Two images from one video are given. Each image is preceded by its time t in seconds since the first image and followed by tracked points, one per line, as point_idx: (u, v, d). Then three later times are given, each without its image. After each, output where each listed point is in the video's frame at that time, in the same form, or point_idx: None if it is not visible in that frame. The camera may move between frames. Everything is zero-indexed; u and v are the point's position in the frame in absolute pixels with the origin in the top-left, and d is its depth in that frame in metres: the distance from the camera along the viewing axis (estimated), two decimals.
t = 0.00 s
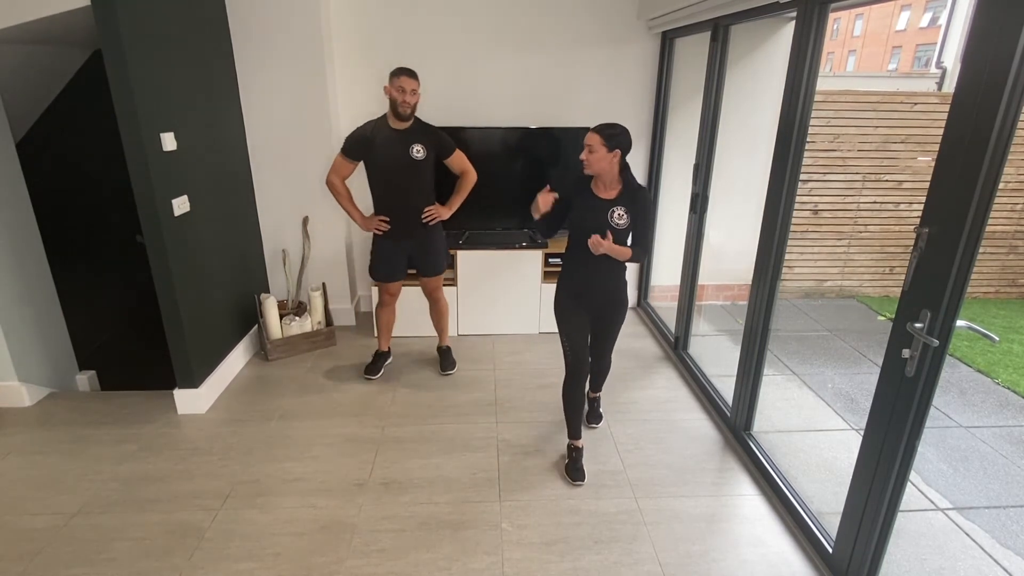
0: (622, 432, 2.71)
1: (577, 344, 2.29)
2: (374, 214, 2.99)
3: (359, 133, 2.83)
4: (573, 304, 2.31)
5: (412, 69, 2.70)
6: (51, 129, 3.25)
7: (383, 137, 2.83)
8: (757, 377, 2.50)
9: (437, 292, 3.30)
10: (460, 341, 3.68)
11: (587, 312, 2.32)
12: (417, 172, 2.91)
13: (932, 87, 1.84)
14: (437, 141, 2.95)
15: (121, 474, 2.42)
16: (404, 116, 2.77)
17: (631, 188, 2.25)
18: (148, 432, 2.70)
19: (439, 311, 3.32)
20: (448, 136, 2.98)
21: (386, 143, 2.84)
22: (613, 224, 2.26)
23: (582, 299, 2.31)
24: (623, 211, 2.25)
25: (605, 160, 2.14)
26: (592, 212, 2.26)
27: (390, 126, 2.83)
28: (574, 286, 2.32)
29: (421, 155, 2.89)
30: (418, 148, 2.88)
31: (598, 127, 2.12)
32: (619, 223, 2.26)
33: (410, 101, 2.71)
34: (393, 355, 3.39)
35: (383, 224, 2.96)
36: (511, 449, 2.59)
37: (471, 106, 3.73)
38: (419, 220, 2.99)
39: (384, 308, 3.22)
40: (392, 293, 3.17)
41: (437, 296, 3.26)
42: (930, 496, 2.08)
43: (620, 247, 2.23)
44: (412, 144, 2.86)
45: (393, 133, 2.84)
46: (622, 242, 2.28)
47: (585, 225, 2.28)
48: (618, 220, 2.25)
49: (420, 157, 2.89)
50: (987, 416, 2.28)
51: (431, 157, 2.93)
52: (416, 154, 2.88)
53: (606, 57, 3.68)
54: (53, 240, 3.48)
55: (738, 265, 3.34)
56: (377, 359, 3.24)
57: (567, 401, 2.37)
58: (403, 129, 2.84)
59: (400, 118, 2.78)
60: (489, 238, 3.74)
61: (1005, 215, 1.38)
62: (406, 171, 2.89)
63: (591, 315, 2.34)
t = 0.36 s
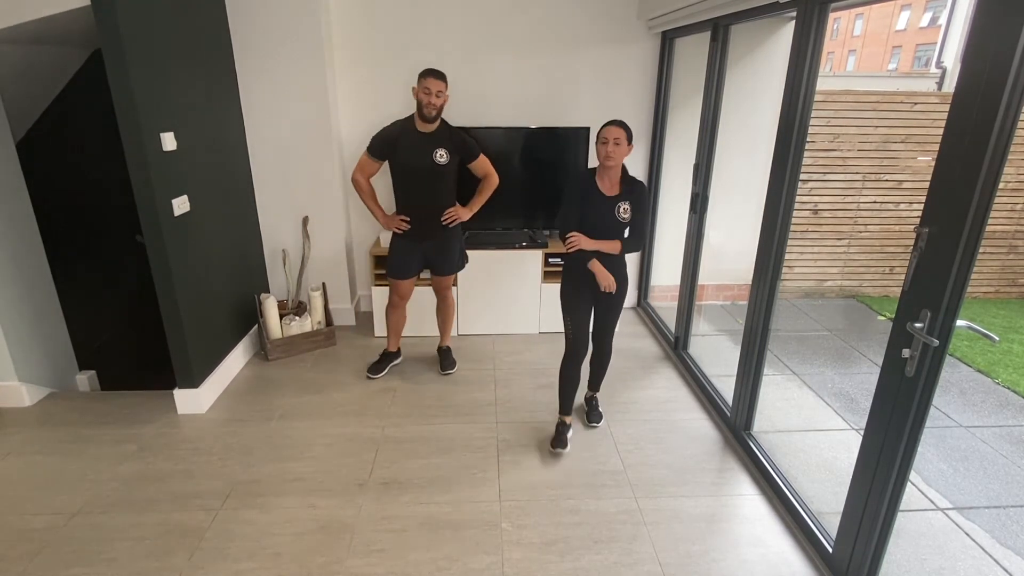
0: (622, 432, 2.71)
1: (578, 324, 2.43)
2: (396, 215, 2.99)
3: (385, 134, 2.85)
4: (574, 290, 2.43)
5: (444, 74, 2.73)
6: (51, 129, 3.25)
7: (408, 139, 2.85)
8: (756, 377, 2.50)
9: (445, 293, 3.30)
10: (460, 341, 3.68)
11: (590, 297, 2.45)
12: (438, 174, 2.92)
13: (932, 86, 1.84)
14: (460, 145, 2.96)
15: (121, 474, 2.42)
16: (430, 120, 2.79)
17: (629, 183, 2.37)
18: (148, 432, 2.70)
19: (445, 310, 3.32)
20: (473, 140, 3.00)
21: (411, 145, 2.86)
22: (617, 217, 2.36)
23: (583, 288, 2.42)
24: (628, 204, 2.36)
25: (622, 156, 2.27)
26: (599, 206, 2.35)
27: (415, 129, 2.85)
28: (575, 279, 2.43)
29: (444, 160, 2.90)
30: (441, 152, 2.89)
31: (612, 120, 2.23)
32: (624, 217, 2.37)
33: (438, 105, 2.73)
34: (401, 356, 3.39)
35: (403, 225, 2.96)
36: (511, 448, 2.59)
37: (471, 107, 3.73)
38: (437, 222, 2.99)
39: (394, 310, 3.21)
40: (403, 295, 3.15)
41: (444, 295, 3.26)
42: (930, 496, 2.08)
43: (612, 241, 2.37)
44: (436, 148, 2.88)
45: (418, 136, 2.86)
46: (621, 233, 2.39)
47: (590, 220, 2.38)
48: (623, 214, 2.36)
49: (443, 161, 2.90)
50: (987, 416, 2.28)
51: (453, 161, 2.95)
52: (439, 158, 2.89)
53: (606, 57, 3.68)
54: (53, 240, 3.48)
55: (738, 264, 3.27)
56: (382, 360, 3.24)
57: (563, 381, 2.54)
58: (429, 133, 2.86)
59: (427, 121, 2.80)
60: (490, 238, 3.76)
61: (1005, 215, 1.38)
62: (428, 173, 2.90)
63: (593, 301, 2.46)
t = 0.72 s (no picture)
0: (622, 432, 2.71)
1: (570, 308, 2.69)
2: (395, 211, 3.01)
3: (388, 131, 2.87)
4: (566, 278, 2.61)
5: (448, 77, 2.71)
6: (51, 129, 3.25)
7: (407, 139, 2.85)
8: (756, 377, 2.50)
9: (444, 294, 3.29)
10: (460, 341, 3.68)
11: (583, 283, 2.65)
12: (436, 176, 2.91)
13: (932, 86, 1.84)
14: (462, 148, 2.94)
15: (121, 474, 2.42)
16: (430, 123, 2.79)
17: (619, 180, 2.53)
18: (148, 432, 2.70)
19: (444, 310, 3.31)
20: (476, 144, 2.95)
21: (410, 145, 2.86)
22: (609, 212, 2.51)
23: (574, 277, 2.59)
24: (619, 201, 2.51)
25: (616, 154, 2.43)
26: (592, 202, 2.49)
27: (416, 130, 2.85)
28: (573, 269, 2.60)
29: (442, 163, 2.89)
30: (440, 155, 2.88)
31: (607, 120, 2.39)
32: (614, 212, 2.52)
33: (438, 108, 2.73)
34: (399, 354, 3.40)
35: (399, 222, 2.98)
36: (511, 448, 2.59)
37: (471, 107, 3.72)
38: (432, 222, 2.98)
39: (391, 304, 3.20)
40: (399, 291, 3.16)
41: (444, 296, 3.25)
42: (929, 495, 2.08)
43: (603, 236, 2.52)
44: (435, 150, 2.87)
45: (419, 137, 2.86)
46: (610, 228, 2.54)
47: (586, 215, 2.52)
48: (615, 209, 2.52)
49: (441, 164, 2.89)
50: (987, 416, 2.28)
51: (453, 164, 2.93)
52: (437, 161, 2.88)
53: (606, 57, 3.68)
54: (52, 241, 3.48)
55: (738, 265, 3.31)
56: (382, 357, 3.25)
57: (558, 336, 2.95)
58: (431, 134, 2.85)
59: (427, 123, 2.80)
60: (489, 238, 3.75)
61: (1005, 215, 1.38)
62: (426, 174, 2.90)
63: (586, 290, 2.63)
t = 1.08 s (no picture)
0: (622, 432, 2.71)
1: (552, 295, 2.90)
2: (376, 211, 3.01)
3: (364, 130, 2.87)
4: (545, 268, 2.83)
5: (417, 73, 2.70)
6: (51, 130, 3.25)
7: (382, 137, 2.84)
8: (756, 377, 2.50)
9: (434, 294, 3.28)
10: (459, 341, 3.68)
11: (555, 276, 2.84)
12: (412, 173, 2.89)
13: (932, 87, 1.84)
14: (438, 144, 2.91)
15: (121, 474, 2.42)
16: (403, 120, 2.78)
17: (587, 179, 2.72)
18: (148, 432, 2.70)
19: (438, 310, 3.30)
20: (452, 140, 2.92)
21: (385, 143, 2.85)
22: (575, 210, 2.71)
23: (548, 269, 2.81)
24: (584, 200, 2.70)
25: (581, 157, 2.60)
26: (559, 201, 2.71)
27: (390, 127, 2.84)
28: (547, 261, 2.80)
29: (417, 159, 2.87)
30: (415, 151, 2.86)
31: (572, 127, 2.55)
32: (580, 209, 2.72)
33: (408, 105, 2.73)
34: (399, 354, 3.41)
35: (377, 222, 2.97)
36: (511, 448, 2.59)
37: (471, 107, 3.72)
38: (411, 221, 2.96)
39: (386, 305, 3.23)
40: (390, 291, 3.18)
41: (433, 296, 3.25)
42: (929, 495, 2.08)
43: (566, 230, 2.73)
44: (410, 146, 2.85)
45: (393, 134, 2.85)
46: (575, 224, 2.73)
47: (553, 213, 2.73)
48: (579, 208, 2.71)
49: (416, 160, 2.87)
50: (986, 416, 2.28)
51: (429, 160, 2.90)
52: (412, 157, 2.86)
53: (607, 57, 3.68)
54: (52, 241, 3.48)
55: (737, 265, 3.32)
56: (379, 358, 3.26)
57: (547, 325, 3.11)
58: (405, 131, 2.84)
59: (399, 120, 2.79)
60: (488, 238, 3.77)
61: (1006, 215, 1.38)
62: (401, 171, 2.88)
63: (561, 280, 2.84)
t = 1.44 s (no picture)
0: (622, 432, 2.71)
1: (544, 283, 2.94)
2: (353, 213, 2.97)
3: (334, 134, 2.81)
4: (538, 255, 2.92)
5: (375, 73, 2.61)
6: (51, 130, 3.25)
7: (351, 140, 2.78)
8: (756, 377, 2.50)
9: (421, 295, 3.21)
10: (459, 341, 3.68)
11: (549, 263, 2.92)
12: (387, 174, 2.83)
13: (932, 86, 1.84)
14: (409, 141, 2.83)
15: (121, 474, 2.42)
16: (370, 123, 2.71)
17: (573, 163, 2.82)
18: (148, 432, 2.70)
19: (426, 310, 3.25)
20: (424, 136, 2.85)
21: (355, 145, 2.79)
22: (565, 193, 2.82)
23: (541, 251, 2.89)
24: (574, 182, 2.81)
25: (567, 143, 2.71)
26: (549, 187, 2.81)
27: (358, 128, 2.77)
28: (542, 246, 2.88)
29: (390, 159, 2.80)
30: (387, 151, 2.79)
31: (556, 115, 2.66)
32: (570, 191, 2.82)
33: (374, 108, 2.65)
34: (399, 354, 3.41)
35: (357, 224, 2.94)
36: (511, 449, 2.59)
37: (471, 107, 3.73)
38: (391, 223, 2.92)
39: (378, 304, 3.24)
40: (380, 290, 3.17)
41: (421, 296, 3.18)
42: (929, 495, 2.08)
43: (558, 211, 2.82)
44: (380, 146, 2.78)
45: (363, 135, 2.78)
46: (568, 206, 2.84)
47: (544, 197, 2.83)
48: (569, 190, 2.82)
49: (389, 160, 2.81)
50: (986, 416, 2.27)
51: (402, 159, 2.84)
52: (385, 157, 2.79)
53: (607, 58, 3.68)
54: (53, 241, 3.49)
55: (737, 265, 3.32)
56: (379, 358, 3.26)
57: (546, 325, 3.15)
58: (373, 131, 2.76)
59: (367, 123, 2.72)
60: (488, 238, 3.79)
61: (1005, 215, 1.38)
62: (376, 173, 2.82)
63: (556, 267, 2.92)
